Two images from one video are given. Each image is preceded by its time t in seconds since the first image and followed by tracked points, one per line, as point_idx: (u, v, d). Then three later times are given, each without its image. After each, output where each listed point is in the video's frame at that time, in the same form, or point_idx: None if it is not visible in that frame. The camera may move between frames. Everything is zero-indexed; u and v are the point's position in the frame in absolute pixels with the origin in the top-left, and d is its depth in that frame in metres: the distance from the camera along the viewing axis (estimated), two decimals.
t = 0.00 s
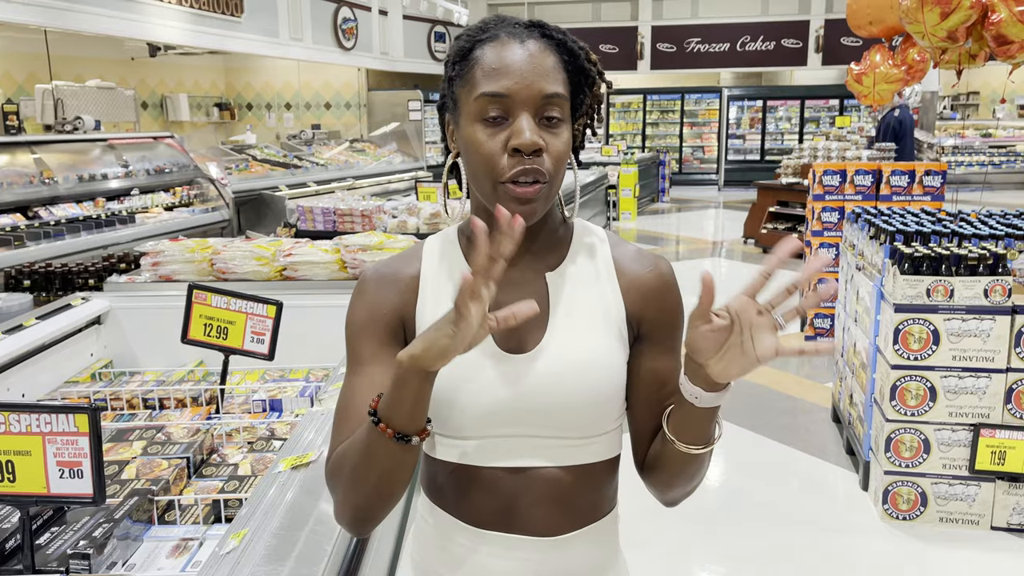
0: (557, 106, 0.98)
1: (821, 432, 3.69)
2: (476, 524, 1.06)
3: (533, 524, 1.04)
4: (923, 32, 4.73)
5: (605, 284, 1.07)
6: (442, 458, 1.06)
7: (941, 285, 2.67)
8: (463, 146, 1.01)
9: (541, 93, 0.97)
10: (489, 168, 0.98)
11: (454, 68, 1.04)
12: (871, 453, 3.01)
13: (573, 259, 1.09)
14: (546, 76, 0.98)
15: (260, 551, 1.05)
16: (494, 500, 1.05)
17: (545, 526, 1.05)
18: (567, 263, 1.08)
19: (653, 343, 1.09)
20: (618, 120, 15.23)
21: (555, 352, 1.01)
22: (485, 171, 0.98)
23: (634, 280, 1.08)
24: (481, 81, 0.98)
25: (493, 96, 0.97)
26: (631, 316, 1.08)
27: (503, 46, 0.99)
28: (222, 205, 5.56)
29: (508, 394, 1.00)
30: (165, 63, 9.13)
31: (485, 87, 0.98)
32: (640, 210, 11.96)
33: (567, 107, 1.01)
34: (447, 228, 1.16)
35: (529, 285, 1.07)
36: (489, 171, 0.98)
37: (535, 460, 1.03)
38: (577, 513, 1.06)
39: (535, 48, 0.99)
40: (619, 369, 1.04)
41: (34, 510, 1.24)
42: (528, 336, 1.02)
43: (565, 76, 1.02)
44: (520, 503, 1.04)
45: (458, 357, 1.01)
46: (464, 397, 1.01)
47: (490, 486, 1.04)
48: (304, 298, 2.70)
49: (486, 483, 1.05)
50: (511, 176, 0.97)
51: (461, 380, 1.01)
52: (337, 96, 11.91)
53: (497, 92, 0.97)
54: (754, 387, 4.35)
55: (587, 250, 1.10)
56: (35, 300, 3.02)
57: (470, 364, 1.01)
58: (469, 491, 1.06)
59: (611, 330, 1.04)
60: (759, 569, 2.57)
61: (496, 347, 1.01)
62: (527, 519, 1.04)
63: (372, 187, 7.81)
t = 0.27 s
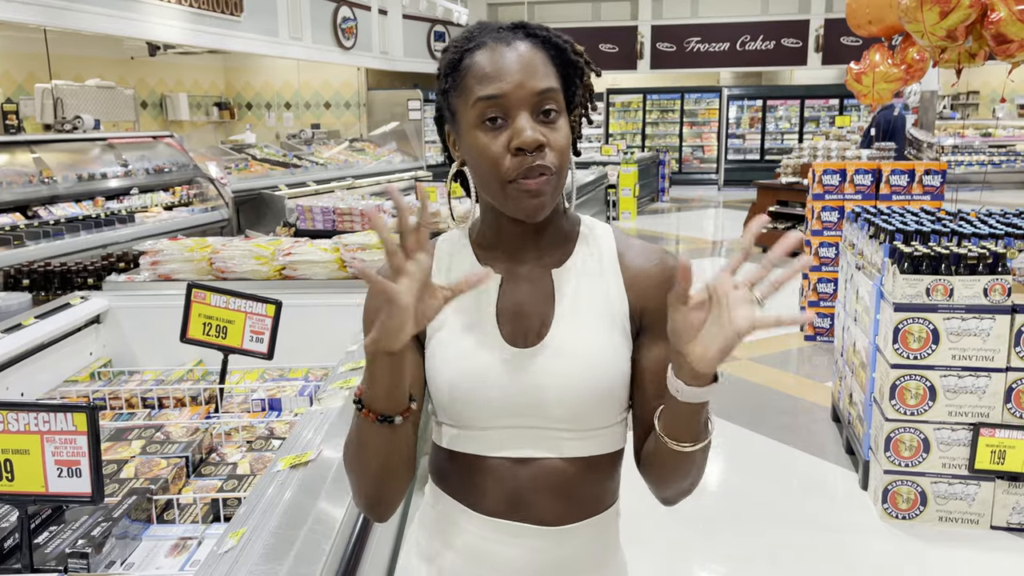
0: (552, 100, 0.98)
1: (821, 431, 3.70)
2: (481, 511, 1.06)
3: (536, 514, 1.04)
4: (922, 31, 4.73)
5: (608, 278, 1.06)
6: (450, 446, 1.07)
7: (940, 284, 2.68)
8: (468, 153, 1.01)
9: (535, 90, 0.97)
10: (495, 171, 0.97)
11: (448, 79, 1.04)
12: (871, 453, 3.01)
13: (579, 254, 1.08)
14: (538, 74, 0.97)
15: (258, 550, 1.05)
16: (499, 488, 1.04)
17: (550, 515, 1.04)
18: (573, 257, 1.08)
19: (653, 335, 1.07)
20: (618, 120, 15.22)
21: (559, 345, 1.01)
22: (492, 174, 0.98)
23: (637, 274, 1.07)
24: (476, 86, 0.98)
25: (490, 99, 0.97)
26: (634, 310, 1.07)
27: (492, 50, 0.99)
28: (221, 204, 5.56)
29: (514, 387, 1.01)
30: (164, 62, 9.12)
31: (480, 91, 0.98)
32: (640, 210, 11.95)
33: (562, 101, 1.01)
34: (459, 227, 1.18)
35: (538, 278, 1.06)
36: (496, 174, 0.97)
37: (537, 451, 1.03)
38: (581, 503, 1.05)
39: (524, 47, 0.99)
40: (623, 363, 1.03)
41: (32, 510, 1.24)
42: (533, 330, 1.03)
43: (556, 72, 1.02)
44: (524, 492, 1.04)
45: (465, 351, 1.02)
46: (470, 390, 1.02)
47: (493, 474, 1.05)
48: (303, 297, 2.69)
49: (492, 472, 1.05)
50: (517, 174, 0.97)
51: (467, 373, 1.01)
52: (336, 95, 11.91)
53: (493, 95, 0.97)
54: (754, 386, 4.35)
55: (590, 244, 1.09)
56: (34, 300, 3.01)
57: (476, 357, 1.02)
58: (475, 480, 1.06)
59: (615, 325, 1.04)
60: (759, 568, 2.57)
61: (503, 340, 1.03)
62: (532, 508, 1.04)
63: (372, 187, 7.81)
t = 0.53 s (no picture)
0: (559, 95, 0.98)
1: (826, 430, 3.69)
2: (476, 497, 1.07)
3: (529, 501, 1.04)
4: (925, 30, 4.73)
5: (611, 274, 1.04)
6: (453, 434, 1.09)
7: (942, 284, 2.67)
8: (483, 158, 1.01)
9: (544, 87, 0.97)
10: (514, 170, 0.97)
11: (452, 89, 1.04)
12: (873, 452, 3.01)
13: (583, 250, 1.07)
14: (543, 70, 0.98)
15: (260, 549, 1.05)
16: (494, 476, 1.05)
17: (543, 505, 1.04)
18: (578, 253, 1.07)
19: (654, 338, 1.03)
20: (621, 119, 15.21)
21: (561, 338, 1.01)
22: (511, 174, 0.97)
23: (640, 274, 1.03)
24: (484, 91, 0.98)
25: (501, 100, 0.97)
26: (635, 309, 1.03)
27: (496, 53, 0.99)
28: (225, 203, 5.57)
29: (515, 378, 1.01)
30: (168, 62, 9.14)
31: (489, 94, 0.98)
32: (643, 209, 11.95)
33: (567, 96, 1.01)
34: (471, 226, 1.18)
35: (544, 274, 1.07)
36: (516, 173, 0.97)
37: (534, 443, 1.04)
38: (576, 495, 1.05)
39: (526, 47, 0.99)
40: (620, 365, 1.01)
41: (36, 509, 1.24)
42: (534, 323, 1.04)
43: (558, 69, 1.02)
44: (518, 482, 1.04)
45: (468, 341, 1.04)
46: (471, 377, 1.03)
47: (489, 463, 1.06)
48: (306, 296, 2.70)
49: (488, 463, 1.06)
50: (536, 171, 0.96)
51: (468, 364, 1.03)
52: (340, 95, 11.92)
53: (503, 95, 0.97)
54: (757, 386, 4.35)
55: (597, 239, 1.07)
56: (38, 299, 3.02)
57: (478, 347, 1.03)
58: (473, 468, 1.07)
59: (613, 324, 1.01)
60: (762, 568, 2.57)
61: (502, 332, 1.03)
62: (525, 497, 1.04)
63: (375, 186, 7.82)
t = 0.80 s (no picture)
0: (557, 99, 0.98)
1: (834, 431, 3.68)
2: (492, 498, 1.07)
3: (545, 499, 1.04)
4: (936, 29, 4.70)
5: (619, 275, 1.05)
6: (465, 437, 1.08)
7: (953, 284, 2.66)
8: (480, 161, 1.00)
9: (542, 91, 0.97)
10: (510, 174, 0.96)
11: (451, 91, 1.04)
12: (883, 453, 3.00)
13: (590, 252, 1.08)
14: (542, 74, 0.97)
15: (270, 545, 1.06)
16: (508, 477, 1.05)
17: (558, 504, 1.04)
18: (584, 255, 1.07)
19: (662, 336, 1.06)
20: (630, 118, 15.19)
21: (571, 343, 1.01)
22: (507, 178, 0.97)
23: (646, 275, 1.04)
24: (482, 95, 0.98)
25: (498, 104, 0.96)
26: (643, 309, 1.04)
27: (494, 56, 0.98)
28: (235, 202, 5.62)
29: (526, 386, 1.01)
30: (179, 61, 9.19)
31: (487, 98, 0.97)
32: (652, 209, 11.94)
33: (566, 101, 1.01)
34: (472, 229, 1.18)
35: (550, 278, 1.06)
36: (512, 177, 0.96)
37: (548, 445, 1.04)
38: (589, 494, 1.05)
39: (526, 51, 0.99)
40: (632, 363, 1.02)
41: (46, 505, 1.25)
42: (544, 328, 1.03)
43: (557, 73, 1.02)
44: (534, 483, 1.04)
45: (479, 347, 1.04)
46: (485, 384, 1.03)
47: (503, 465, 1.05)
48: (314, 295, 2.71)
49: (502, 465, 1.05)
50: (531, 175, 0.95)
51: (479, 370, 1.03)
52: (349, 94, 11.92)
53: (500, 99, 0.96)
54: (765, 386, 4.34)
55: (602, 242, 1.08)
56: (49, 297, 3.04)
57: (488, 353, 1.03)
58: (484, 469, 1.07)
59: (625, 324, 1.03)
60: (770, 568, 2.56)
61: (513, 337, 1.03)
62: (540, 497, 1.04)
63: (384, 185, 7.84)
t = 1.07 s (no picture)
0: (564, 99, 0.96)
1: (850, 434, 3.65)
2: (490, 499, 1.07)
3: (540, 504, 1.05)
4: (956, 30, 4.64)
5: (619, 277, 1.04)
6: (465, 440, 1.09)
7: (972, 287, 2.62)
8: (482, 157, 0.99)
9: (550, 90, 0.95)
10: (512, 172, 0.95)
11: (460, 84, 1.02)
12: (899, 457, 2.97)
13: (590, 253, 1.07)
14: (551, 73, 0.96)
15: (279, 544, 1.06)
16: (506, 479, 1.06)
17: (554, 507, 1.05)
18: (585, 256, 1.07)
19: (661, 339, 1.04)
20: (648, 118, 15.13)
21: (571, 346, 1.01)
22: (509, 175, 0.96)
23: (646, 277, 1.04)
24: (489, 90, 0.96)
25: (504, 101, 0.95)
26: (642, 311, 1.04)
27: (503, 52, 0.97)
28: (253, 200, 5.62)
29: (525, 389, 1.01)
30: (200, 60, 9.27)
31: (494, 94, 0.96)
32: (669, 209, 11.90)
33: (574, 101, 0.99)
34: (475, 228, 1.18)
35: (551, 280, 1.06)
36: (514, 175, 0.95)
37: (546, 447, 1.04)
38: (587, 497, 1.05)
39: (537, 49, 0.97)
40: (631, 366, 1.02)
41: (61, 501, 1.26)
42: (545, 331, 1.03)
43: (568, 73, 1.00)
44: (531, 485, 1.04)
45: (478, 348, 1.03)
46: (484, 386, 1.02)
47: (502, 467, 1.06)
48: (328, 293, 2.72)
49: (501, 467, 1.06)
50: (533, 175, 0.94)
51: (479, 372, 1.03)
52: (367, 94, 11.80)
53: (507, 96, 0.95)
54: (781, 388, 4.31)
55: (603, 244, 1.08)
56: (69, 294, 3.08)
57: (486, 355, 1.03)
58: (483, 472, 1.08)
59: (624, 326, 1.02)
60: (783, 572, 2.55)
61: (512, 340, 1.03)
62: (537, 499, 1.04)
63: (401, 184, 7.87)
